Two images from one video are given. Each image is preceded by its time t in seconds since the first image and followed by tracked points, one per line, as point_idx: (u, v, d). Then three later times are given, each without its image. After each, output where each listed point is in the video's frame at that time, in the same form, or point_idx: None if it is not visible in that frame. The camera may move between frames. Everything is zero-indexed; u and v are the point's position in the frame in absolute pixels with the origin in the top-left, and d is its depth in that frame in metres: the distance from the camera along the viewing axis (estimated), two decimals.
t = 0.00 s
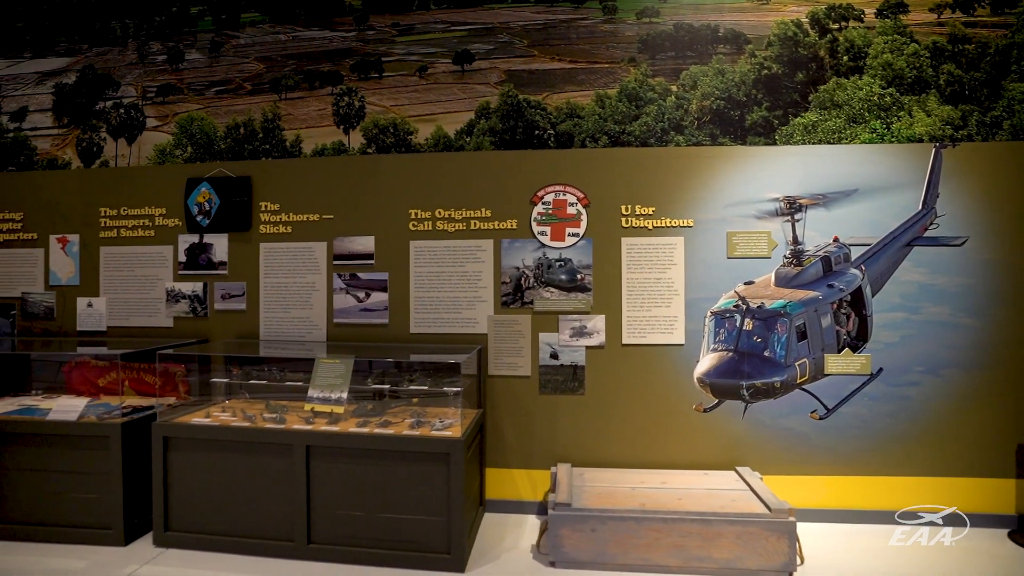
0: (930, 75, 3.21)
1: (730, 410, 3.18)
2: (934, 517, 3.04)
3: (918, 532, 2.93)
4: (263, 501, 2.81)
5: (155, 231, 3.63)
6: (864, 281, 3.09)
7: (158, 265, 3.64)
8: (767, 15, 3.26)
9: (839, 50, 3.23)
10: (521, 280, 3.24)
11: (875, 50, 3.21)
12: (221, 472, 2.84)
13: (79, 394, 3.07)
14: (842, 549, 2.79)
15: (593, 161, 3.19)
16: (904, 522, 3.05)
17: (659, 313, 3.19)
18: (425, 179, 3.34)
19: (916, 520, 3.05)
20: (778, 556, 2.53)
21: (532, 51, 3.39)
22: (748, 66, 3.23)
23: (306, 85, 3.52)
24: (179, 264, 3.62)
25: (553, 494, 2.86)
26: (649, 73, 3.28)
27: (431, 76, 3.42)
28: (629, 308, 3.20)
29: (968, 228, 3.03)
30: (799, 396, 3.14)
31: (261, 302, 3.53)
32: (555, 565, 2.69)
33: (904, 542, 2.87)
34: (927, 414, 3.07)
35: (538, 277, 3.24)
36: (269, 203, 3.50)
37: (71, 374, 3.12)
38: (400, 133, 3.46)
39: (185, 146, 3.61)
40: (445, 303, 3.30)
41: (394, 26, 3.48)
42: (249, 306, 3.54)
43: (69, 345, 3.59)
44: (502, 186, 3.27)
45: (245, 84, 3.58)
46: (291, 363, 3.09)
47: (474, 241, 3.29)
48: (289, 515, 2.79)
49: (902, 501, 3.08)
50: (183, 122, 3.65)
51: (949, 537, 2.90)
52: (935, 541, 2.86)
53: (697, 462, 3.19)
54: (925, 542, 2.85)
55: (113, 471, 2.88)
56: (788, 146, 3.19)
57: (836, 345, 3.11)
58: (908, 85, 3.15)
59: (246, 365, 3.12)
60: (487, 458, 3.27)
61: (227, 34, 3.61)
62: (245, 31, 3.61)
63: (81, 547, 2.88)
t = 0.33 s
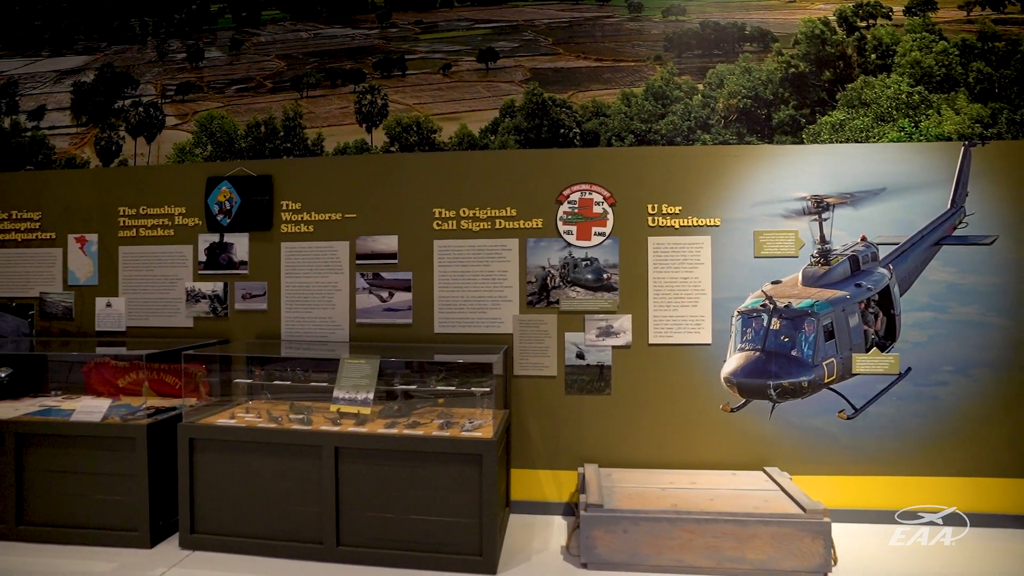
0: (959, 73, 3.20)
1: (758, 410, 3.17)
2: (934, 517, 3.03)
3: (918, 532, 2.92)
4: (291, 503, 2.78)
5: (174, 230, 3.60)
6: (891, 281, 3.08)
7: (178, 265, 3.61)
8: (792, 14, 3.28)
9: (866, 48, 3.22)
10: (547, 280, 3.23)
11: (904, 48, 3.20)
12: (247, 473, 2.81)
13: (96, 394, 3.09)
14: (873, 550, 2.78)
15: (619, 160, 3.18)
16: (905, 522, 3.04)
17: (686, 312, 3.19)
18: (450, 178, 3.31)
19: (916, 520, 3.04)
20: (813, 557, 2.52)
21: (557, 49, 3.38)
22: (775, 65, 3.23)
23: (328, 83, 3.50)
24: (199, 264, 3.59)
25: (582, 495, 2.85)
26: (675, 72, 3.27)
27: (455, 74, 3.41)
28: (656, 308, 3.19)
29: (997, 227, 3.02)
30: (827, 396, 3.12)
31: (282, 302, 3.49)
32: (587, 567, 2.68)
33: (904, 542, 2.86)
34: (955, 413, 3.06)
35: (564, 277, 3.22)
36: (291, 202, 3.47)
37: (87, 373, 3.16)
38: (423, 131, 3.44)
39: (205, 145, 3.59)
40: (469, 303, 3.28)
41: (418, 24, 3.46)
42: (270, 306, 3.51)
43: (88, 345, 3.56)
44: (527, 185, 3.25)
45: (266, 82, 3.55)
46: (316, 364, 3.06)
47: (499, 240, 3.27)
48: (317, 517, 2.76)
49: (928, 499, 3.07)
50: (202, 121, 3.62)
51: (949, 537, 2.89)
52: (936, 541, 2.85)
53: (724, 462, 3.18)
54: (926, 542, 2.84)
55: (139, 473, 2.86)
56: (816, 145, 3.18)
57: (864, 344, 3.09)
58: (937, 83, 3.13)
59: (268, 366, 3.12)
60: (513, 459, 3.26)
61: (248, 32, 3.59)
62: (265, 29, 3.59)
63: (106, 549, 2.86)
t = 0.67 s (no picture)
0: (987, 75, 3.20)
1: (784, 412, 3.17)
2: (934, 517, 3.03)
3: (918, 532, 2.93)
4: (318, 507, 2.74)
5: (195, 232, 3.59)
6: (918, 283, 3.07)
7: (198, 266, 3.59)
8: (819, 14, 3.31)
9: (893, 50, 3.23)
10: (572, 282, 3.22)
11: (931, 50, 3.21)
12: (272, 478, 2.78)
13: (118, 397, 3.21)
14: (903, 552, 2.77)
15: (646, 162, 3.17)
16: (905, 522, 3.05)
17: (712, 314, 3.19)
18: (474, 179, 3.30)
19: (916, 520, 3.04)
20: (847, 560, 2.51)
21: (583, 50, 3.38)
22: (801, 67, 3.25)
23: (351, 84, 3.48)
24: (219, 266, 3.57)
25: (611, 498, 2.84)
26: (701, 74, 3.27)
27: (479, 75, 3.42)
28: (682, 310, 3.19)
29: None
30: (853, 398, 3.12)
31: (304, 304, 3.46)
32: (618, 570, 2.67)
33: (904, 542, 2.87)
34: (982, 415, 3.06)
35: (589, 279, 3.22)
36: (313, 204, 3.45)
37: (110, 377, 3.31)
38: (446, 133, 3.43)
39: (226, 146, 3.57)
40: (494, 305, 3.27)
41: (441, 24, 3.47)
42: (292, 308, 3.49)
43: (108, 348, 3.55)
44: (552, 187, 3.24)
45: (288, 82, 3.54)
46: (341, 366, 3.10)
47: (525, 241, 3.26)
48: (345, 521, 2.72)
49: (959, 501, 3.05)
50: (223, 121, 3.61)
51: (949, 537, 2.90)
52: (935, 541, 2.86)
53: (751, 464, 3.18)
54: (925, 542, 2.85)
55: (164, 476, 2.84)
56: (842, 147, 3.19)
57: (891, 346, 3.08)
58: (965, 84, 3.13)
59: (292, 372, 3.16)
60: (538, 462, 3.25)
61: (269, 32, 3.59)
62: (286, 29, 3.59)
63: (131, 553, 2.84)
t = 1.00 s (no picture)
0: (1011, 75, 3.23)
1: (807, 411, 3.18)
2: (934, 517, 3.06)
3: (917, 533, 2.92)
4: (346, 506, 2.74)
5: (215, 231, 3.59)
6: (941, 282, 3.09)
7: (219, 266, 3.58)
8: (839, 16, 3.36)
9: (915, 51, 3.29)
10: (595, 281, 3.24)
11: (953, 50, 3.25)
12: (299, 479, 2.78)
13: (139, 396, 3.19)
14: (929, 551, 2.78)
15: (670, 162, 3.20)
16: (906, 522, 3.05)
17: (734, 313, 3.21)
18: (496, 178, 3.31)
19: (916, 520, 3.06)
20: (875, 558, 2.52)
21: (605, 51, 3.42)
22: (824, 67, 3.32)
23: (372, 83, 3.50)
24: (240, 265, 3.56)
25: (638, 496, 2.85)
26: (724, 74, 3.30)
27: (501, 75, 3.46)
28: (705, 310, 3.21)
29: None
30: (876, 397, 3.13)
31: (326, 304, 3.46)
32: (646, 568, 2.68)
33: (904, 542, 2.86)
34: (1004, 414, 3.08)
35: (612, 278, 3.24)
36: (335, 203, 3.44)
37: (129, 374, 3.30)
38: (469, 132, 3.45)
39: (247, 145, 3.58)
40: (518, 304, 3.28)
41: (463, 24, 3.52)
42: (313, 307, 3.48)
43: (127, 347, 3.55)
44: (575, 187, 3.26)
45: (309, 82, 3.54)
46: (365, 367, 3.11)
47: (548, 241, 3.27)
48: (374, 520, 2.72)
49: (984, 500, 3.07)
50: (243, 121, 3.64)
51: (949, 537, 2.89)
52: (936, 541, 2.85)
53: (774, 463, 3.20)
54: (926, 542, 2.84)
55: (190, 476, 2.84)
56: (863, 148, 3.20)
57: (913, 345, 3.09)
58: (988, 84, 3.16)
59: (313, 370, 3.16)
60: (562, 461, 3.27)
61: (290, 31, 3.62)
62: (307, 28, 3.61)
63: (157, 553, 2.84)
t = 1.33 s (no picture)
0: None
1: (831, 410, 3.20)
2: (934, 517, 3.07)
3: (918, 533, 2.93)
4: (377, 507, 2.74)
5: (238, 231, 3.59)
6: (965, 282, 3.11)
7: (242, 266, 3.58)
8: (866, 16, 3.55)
9: (941, 53, 3.45)
10: (621, 281, 3.27)
11: (977, 51, 3.40)
12: (330, 478, 2.78)
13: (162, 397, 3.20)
14: (958, 551, 2.78)
15: (696, 164, 3.23)
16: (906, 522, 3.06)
17: (759, 313, 3.23)
18: (522, 180, 3.32)
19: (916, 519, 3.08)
20: (907, 557, 2.53)
21: (631, 52, 3.53)
22: (847, 68, 3.48)
23: (395, 83, 3.60)
24: (263, 266, 3.55)
25: (667, 496, 2.87)
26: (748, 75, 3.44)
27: (526, 76, 3.55)
28: (730, 309, 3.24)
29: None
30: (900, 396, 3.15)
31: (350, 303, 3.45)
32: (678, 567, 2.70)
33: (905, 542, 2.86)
34: None
35: (638, 279, 3.27)
36: (359, 203, 3.44)
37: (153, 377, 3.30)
38: (494, 133, 3.54)
39: (270, 145, 3.64)
40: (544, 304, 3.29)
41: (488, 25, 3.63)
42: (338, 308, 3.47)
43: (149, 347, 3.55)
44: (601, 187, 3.29)
45: (332, 82, 3.62)
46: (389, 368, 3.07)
47: (574, 241, 3.29)
48: (407, 521, 2.72)
49: (1012, 500, 3.09)
50: (267, 120, 3.70)
51: (949, 537, 2.90)
52: (936, 541, 2.86)
53: (799, 463, 3.22)
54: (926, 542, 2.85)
55: (219, 477, 2.84)
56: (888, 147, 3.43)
57: (937, 345, 3.11)
58: (1013, 86, 3.30)
59: (337, 371, 3.14)
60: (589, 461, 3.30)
61: (312, 31, 3.74)
62: (330, 28, 3.76)
63: (186, 554, 2.84)
